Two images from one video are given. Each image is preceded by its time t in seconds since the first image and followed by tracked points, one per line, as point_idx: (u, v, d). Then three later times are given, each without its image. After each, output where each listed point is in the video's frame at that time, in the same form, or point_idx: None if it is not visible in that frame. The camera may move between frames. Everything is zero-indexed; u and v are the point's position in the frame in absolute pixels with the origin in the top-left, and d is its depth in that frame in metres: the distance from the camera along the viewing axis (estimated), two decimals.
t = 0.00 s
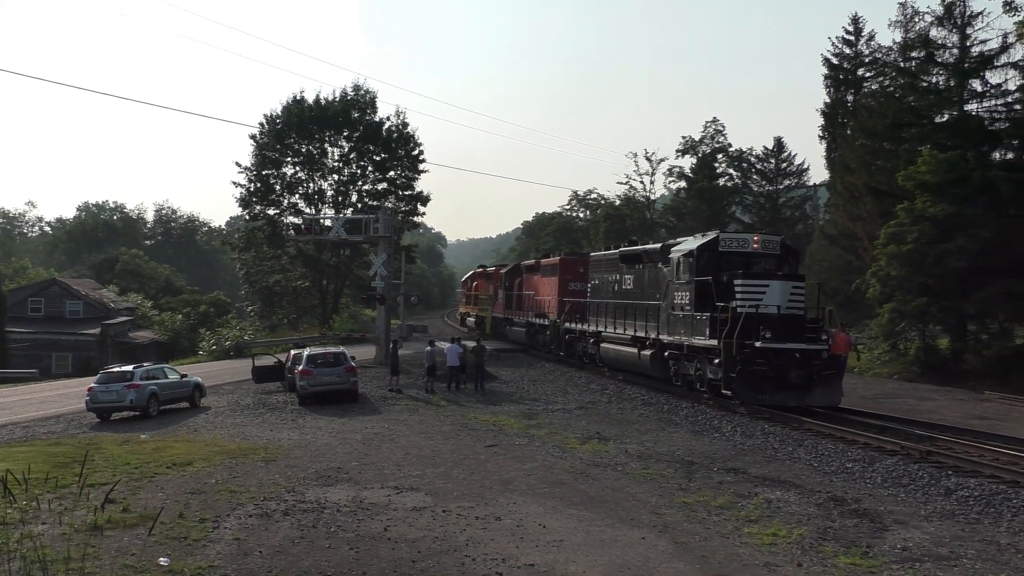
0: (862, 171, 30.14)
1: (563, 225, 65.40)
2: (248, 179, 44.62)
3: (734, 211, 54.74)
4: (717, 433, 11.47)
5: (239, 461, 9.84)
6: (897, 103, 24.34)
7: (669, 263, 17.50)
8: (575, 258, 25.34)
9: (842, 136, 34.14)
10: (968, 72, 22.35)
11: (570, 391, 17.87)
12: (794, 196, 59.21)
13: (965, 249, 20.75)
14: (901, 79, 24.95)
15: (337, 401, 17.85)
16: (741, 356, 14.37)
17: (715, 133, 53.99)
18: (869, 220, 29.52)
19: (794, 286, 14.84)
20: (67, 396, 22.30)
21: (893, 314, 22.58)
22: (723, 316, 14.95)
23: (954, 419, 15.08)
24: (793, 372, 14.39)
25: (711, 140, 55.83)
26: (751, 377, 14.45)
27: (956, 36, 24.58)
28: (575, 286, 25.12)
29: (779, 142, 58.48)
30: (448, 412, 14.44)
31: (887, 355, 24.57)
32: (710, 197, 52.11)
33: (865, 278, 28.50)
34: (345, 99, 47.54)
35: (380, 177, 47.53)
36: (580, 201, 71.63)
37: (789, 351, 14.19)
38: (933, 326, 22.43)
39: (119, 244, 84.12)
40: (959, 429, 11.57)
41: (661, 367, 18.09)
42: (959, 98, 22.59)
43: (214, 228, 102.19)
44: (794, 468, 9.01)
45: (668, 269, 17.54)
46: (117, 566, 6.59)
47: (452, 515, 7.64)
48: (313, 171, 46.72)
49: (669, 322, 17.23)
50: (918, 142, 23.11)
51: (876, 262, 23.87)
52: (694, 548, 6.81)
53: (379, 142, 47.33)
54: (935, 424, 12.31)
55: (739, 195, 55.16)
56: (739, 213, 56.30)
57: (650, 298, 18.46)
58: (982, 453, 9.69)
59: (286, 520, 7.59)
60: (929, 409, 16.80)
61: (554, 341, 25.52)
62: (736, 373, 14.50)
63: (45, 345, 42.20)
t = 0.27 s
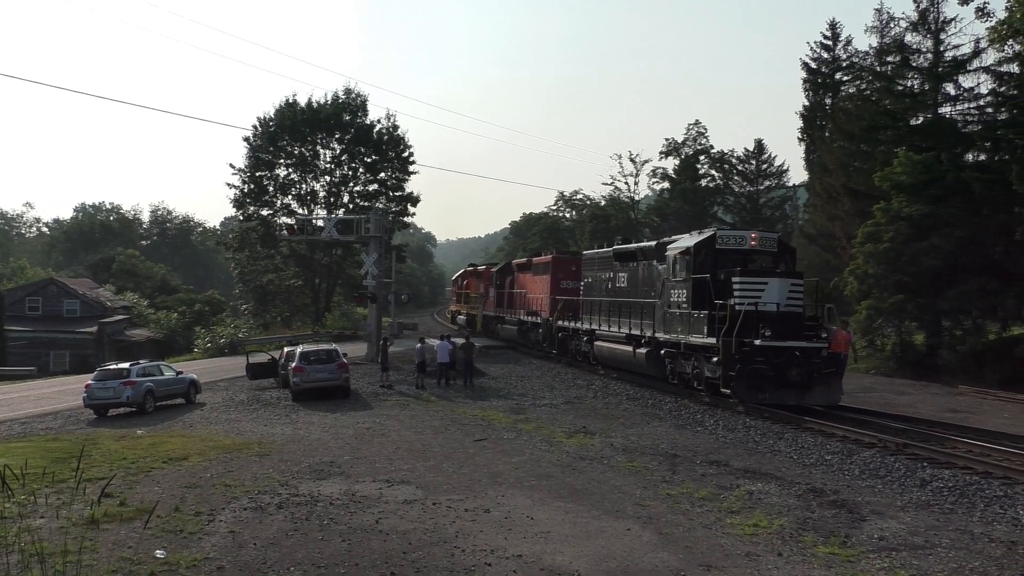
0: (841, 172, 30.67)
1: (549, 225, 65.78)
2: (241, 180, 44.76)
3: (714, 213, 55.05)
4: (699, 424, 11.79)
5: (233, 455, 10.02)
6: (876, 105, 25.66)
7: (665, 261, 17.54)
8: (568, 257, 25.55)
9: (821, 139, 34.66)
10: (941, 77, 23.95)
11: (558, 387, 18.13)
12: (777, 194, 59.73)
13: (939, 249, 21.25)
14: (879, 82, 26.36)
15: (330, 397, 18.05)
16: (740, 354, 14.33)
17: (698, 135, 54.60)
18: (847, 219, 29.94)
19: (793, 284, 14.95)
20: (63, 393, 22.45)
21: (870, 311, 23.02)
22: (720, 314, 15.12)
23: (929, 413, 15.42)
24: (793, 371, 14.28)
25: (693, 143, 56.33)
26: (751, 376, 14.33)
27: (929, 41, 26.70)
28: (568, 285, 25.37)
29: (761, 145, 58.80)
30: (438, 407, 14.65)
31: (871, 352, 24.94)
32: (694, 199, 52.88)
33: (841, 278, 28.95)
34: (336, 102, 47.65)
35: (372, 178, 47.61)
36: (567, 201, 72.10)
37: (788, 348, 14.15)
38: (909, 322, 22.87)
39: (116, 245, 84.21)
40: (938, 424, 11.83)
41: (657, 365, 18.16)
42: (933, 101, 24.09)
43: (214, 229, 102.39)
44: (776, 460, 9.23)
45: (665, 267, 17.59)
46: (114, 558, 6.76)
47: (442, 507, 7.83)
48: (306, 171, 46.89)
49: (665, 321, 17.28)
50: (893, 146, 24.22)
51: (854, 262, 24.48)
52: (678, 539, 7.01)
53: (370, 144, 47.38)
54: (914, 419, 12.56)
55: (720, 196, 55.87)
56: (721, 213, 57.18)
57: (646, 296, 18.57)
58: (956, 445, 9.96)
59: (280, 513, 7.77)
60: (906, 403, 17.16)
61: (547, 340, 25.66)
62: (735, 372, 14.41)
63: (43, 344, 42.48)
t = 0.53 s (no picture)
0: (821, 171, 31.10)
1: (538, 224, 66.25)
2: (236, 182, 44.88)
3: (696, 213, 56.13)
4: (684, 417, 12.06)
5: (229, 449, 10.19)
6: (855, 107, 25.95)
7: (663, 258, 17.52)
8: (561, 254, 25.72)
9: (803, 139, 35.11)
10: (918, 80, 24.38)
11: (547, 381, 18.40)
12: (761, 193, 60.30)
13: (915, 245, 21.90)
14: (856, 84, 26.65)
15: (324, 392, 18.24)
16: (742, 352, 14.36)
17: (683, 136, 55.14)
18: (823, 217, 30.45)
19: (793, 281, 14.93)
20: (61, 389, 22.58)
21: (850, 307, 23.57)
22: (721, 310, 15.12)
23: (906, 405, 15.81)
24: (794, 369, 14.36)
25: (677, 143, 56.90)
26: (753, 374, 14.37)
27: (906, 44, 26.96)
28: (562, 282, 25.57)
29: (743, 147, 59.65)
30: (430, 401, 14.88)
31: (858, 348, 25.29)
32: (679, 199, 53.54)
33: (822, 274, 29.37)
34: (329, 104, 47.77)
35: (364, 179, 47.78)
36: (553, 200, 72.56)
37: (790, 346, 14.24)
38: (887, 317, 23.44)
39: (114, 244, 84.23)
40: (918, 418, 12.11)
41: (655, 362, 18.25)
42: (909, 103, 24.56)
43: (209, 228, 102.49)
44: (758, 452, 9.46)
45: (662, 264, 17.62)
46: (112, 551, 6.93)
47: (433, 499, 8.01)
48: (301, 172, 47.03)
49: (664, 318, 17.30)
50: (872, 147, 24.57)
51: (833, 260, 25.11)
52: (663, 529, 7.20)
53: (363, 146, 47.53)
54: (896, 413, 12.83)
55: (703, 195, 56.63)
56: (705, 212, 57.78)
57: (642, 293, 18.67)
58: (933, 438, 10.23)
59: (275, 506, 7.94)
60: (886, 396, 17.53)
61: (540, 337, 25.80)
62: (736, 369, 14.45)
63: (44, 340, 42.64)
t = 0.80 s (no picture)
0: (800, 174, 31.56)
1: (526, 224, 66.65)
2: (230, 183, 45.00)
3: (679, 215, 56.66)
4: (667, 412, 12.30)
5: (224, 445, 10.36)
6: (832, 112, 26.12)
7: (661, 257, 17.53)
8: (555, 254, 25.92)
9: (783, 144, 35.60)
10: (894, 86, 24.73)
11: (534, 378, 18.63)
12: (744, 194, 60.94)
13: (891, 246, 22.23)
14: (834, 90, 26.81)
15: (317, 389, 18.40)
16: (743, 352, 14.15)
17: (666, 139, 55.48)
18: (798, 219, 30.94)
19: (794, 280, 14.74)
20: (58, 387, 22.68)
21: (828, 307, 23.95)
22: (721, 310, 14.94)
23: (882, 401, 16.14)
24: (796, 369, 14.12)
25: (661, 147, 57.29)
26: (754, 374, 14.13)
27: (883, 52, 27.63)
28: (555, 281, 25.78)
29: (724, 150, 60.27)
30: (420, 398, 15.09)
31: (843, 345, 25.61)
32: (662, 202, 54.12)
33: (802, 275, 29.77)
34: (321, 108, 47.96)
35: (356, 181, 47.88)
36: (540, 202, 73.08)
37: (792, 346, 14.03)
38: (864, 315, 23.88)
39: (110, 244, 84.22)
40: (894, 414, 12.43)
41: (651, 362, 18.25)
42: (886, 108, 24.79)
43: (204, 228, 102.54)
44: (739, 447, 9.70)
45: (660, 263, 17.64)
46: (109, 544, 7.10)
47: (424, 493, 8.20)
48: (294, 174, 47.22)
49: (662, 317, 17.27)
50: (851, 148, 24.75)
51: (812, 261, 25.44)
52: (648, 521, 7.41)
53: (355, 148, 47.66)
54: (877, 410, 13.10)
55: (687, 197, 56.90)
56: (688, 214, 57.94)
57: (639, 292, 18.73)
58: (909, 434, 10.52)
59: (269, 500, 8.12)
60: (864, 391, 17.88)
61: (533, 336, 25.90)
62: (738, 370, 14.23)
63: (41, 339, 42.70)
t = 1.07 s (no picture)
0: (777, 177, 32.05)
1: (511, 225, 67.14)
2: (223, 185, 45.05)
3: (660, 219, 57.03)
4: (649, 408, 12.54)
5: (217, 440, 10.53)
6: (808, 117, 26.69)
7: (657, 257, 17.57)
8: (546, 253, 26.16)
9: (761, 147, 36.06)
10: (868, 91, 25.43)
11: (519, 375, 18.88)
12: (725, 197, 61.61)
13: (865, 248, 22.75)
14: (810, 95, 27.23)
15: (307, 386, 18.57)
16: (743, 352, 14.14)
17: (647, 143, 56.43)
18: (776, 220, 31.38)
19: (793, 279, 14.73)
20: (52, 384, 22.78)
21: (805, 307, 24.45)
22: (720, 309, 14.90)
23: (859, 396, 16.51)
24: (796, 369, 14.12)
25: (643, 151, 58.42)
26: (754, 374, 14.16)
27: (858, 58, 27.91)
28: (546, 280, 25.98)
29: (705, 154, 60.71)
30: (408, 394, 15.32)
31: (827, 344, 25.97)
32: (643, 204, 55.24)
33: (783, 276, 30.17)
34: (312, 111, 48.08)
35: (346, 183, 48.10)
36: (526, 203, 73.50)
37: (792, 346, 14.01)
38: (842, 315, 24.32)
39: (106, 245, 84.17)
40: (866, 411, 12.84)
41: (646, 361, 18.27)
42: (860, 113, 25.53)
43: (196, 228, 102.46)
44: (719, 442, 9.94)
45: (655, 263, 17.69)
46: (103, 538, 7.27)
47: (412, 487, 8.39)
48: (285, 176, 47.38)
49: (658, 317, 17.29)
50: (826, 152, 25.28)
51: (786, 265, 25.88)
52: (630, 514, 7.61)
53: (345, 151, 47.87)
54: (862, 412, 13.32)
55: (669, 200, 57.88)
56: (669, 216, 58.93)
57: (634, 292, 18.80)
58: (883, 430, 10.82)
59: (260, 495, 8.30)
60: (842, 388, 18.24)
61: (524, 335, 26.02)
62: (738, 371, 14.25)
63: (35, 336, 42.66)
